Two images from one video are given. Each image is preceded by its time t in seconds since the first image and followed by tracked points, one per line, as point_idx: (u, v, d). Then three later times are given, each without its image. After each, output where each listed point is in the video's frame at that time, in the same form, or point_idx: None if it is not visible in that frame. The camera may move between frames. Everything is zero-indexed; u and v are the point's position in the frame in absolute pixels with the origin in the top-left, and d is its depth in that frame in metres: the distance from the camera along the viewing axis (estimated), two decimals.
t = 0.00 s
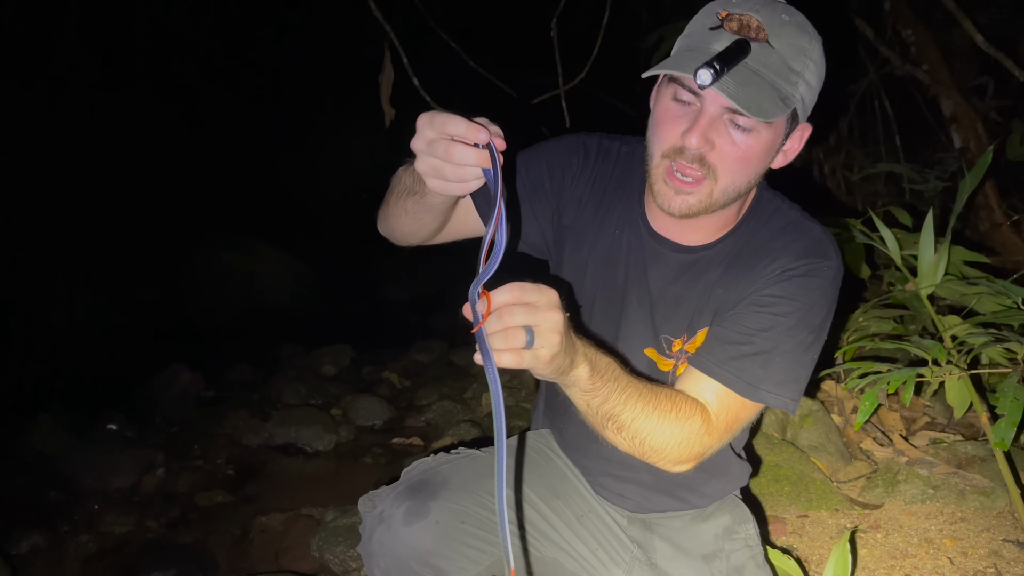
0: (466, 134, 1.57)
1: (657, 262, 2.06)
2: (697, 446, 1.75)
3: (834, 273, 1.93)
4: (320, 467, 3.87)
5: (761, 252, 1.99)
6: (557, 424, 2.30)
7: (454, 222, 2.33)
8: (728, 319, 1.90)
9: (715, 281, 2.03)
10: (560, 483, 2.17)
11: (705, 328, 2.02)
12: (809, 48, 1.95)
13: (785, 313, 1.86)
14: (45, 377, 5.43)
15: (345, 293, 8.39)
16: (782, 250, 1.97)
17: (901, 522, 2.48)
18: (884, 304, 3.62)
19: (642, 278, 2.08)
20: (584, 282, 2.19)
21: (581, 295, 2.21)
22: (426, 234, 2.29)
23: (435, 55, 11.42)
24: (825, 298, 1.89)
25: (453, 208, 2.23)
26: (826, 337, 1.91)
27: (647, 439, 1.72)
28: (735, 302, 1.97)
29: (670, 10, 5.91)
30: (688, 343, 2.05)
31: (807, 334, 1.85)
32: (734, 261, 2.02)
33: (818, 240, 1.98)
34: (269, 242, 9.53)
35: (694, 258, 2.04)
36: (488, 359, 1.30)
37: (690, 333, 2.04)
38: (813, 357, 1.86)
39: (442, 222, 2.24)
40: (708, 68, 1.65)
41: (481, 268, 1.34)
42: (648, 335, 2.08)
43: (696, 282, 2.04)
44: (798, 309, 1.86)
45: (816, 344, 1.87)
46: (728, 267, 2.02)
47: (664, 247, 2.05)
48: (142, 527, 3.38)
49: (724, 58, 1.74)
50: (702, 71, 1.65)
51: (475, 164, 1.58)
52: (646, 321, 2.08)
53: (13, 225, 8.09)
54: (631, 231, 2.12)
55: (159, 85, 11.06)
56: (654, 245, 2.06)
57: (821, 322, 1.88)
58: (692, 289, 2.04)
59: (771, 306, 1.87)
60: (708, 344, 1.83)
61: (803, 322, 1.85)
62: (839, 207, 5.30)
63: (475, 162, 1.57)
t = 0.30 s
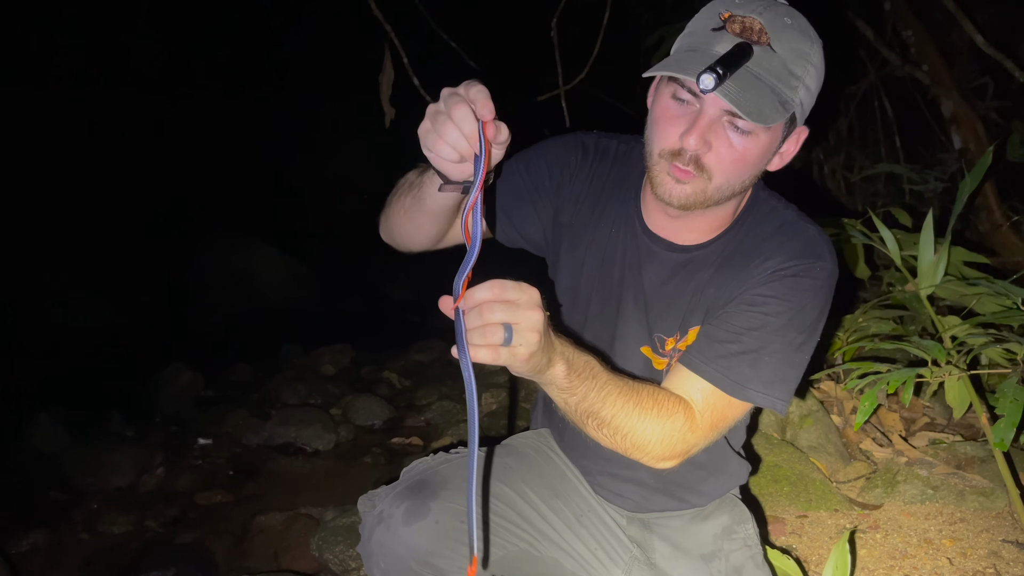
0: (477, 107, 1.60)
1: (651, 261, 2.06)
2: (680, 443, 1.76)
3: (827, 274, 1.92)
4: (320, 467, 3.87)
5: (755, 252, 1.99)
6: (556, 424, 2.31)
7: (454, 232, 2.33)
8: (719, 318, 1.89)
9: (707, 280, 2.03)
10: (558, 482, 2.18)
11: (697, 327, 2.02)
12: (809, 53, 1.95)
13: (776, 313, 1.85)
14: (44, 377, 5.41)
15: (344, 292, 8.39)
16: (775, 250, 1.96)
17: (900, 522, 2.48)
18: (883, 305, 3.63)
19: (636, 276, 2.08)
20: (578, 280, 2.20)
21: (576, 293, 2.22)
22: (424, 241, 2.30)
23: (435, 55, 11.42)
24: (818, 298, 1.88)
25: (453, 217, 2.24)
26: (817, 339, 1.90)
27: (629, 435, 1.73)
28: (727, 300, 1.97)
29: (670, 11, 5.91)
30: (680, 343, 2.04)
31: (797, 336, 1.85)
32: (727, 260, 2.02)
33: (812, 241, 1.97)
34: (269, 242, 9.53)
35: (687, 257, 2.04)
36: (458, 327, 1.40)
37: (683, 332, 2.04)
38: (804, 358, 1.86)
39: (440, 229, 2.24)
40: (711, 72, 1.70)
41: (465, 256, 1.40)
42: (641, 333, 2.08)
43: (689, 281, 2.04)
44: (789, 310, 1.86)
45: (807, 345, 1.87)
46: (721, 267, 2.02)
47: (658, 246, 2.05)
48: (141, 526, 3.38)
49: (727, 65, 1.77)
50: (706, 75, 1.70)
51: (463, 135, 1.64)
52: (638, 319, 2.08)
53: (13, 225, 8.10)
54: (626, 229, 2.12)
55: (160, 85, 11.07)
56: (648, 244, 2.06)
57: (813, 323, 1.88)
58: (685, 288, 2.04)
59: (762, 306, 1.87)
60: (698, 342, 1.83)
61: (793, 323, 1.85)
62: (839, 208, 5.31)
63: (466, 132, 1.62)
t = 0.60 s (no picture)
0: (450, 100, 1.66)
1: (651, 260, 2.07)
2: (676, 440, 1.76)
3: (827, 274, 1.91)
4: (321, 466, 3.87)
5: (754, 252, 1.98)
6: (557, 424, 2.31)
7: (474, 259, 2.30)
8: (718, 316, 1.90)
9: (706, 280, 2.03)
10: (560, 482, 2.18)
11: (696, 326, 2.02)
12: (811, 53, 1.95)
13: (774, 312, 1.85)
14: (45, 376, 5.41)
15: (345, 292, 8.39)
16: (775, 249, 1.96)
17: (900, 522, 2.48)
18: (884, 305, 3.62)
19: (636, 275, 2.08)
20: (580, 281, 2.19)
21: (578, 295, 2.21)
22: (444, 272, 2.25)
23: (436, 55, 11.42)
24: (817, 298, 1.88)
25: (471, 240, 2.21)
26: (816, 339, 1.90)
27: (624, 432, 1.74)
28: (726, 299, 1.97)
29: (671, 10, 5.91)
30: (679, 342, 2.05)
31: (795, 335, 1.85)
32: (727, 259, 2.02)
33: (812, 241, 1.96)
34: (269, 241, 9.53)
35: (687, 257, 2.04)
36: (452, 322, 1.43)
37: (682, 331, 2.04)
38: (801, 358, 1.86)
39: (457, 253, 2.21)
40: (712, 68, 1.71)
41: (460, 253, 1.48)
42: (641, 331, 2.09)
43: (688, 280, 2.04)
44: (787, 309, 1.85)
45: (805, 345, 1.87)
46: (721, 266, 2.02)
47: (658, 246, 2.05)
48: (142, 526, 3.38)
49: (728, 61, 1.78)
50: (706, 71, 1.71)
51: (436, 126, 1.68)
52: (638, 318, 2.08)
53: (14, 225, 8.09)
54: (627, 229, 2.12)
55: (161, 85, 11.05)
56: (648, 243, 2.07)
57: (812, 323, 1.87)
58: (685, 288, 2.04)
59: (760, 305, 1.86)
60: (696, 340, 1.83)
61: (791, 322, 1.85)
62: (839, 208, 5.30)
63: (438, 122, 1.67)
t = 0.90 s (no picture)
0: (454, 106, 1.63)
1: (654, 259, 2.07)
2: (674, 435, 1.77)
3: (827, 272, 1.91)
4: (322, 464, 3.88)
5: (755, 249, 1.98)
6: (560, 421, 2.30)
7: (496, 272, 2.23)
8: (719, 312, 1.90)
9: (708, 277, 2.03)
10: (561, 480, 2.17)
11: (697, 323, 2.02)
12: (820, 57, 1.96)
13: (774, 309, 1.85)
14: (47, 373, 5.43)
15: (346, 290, 8.40)
16: (776, 247, 1.96)
17: (901, 521, 2.49)
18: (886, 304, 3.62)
19: (638, 273, 2.09)
20: (584, 281, 2.19)
21: (581, 295, 2.21)
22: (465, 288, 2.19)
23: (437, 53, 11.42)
24: (818, 295, 1.88)
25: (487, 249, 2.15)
26: (817, 336, 1.90)
27: (622, 428, 1.75)
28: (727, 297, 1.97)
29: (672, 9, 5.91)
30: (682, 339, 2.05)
31: (795, 331, 1.84)
32: (729, 256, 2.02)
33: (813, 239, 1.96)
34: (270, 240, 9.53)
35: (689, 256, 2.04)
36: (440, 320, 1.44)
37: (684, 329, 2.04)
38: (802, 354, 1.86)
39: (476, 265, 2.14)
40: (730, 84, 1.82)
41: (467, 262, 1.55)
42: (644, 329, 2.09)
43: (690, 278, 2.05)
44: (788, 306, 1.85)
45: (806, 342, 1.86)
46: (722, 263, 2.02)
47: (661, 245, 2.05)
48: (143, 523, 3.39)
49: (744, 72, 1.85)
50: (724, 86, 1.82)
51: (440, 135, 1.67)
52: (641, 317, 2.09)
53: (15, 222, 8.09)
54: (630, 228, 2.13)
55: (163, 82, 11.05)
56: (651, 242, 2.07)
57: (812, 320, 1.87)
58: (687, 287, 2.05)
59: (760, 301, 1.86)
60: (696, 336, 1.82)
61: (792, 319, 1.85)
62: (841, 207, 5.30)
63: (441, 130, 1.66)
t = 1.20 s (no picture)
0: (462, 123, 1.62)
1: (659, 258, 2.07)
2: (677, 432, 1.78)
3: (833, 271, 1.91)
4: (324, 460, 3.88)
5: (760, 247, 1.98)
6: (562, 418, 2.30)
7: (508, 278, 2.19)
8: (724, 309, 1.90)
9: (713, 275, 2.03)
10: (564, 476, 2.17)
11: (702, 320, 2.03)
12: (840, 65, 1.95)
13: (779, 307, 1.85)
14: (50, 368, 5.44)
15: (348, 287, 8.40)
16: (781, 245, 1.96)
17: (903, 519, 2.49)
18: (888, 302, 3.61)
19: (644, 271, 2.08)
20: (588, 279, 2.19)
21: (585, 293, 2.21)
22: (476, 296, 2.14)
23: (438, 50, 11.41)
24: (822, 293, 1.88)
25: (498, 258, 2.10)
26: (821, 333, 1.90)
27: (626, 428, 1.76)
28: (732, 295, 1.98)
29: (674, 6, 5.90)
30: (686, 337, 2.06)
31: (799, 329, 1.84)
32: (733, 254, 2.02)
33: (818, 236, 1.96)
34: (272, 236, 9.53)
35: (695, 254, 2.04)
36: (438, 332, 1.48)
37: (688, 326, 2.05)
38: (806, 352, 1.86)
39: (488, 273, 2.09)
40: (760, 103, 1.79)
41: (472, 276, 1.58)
42: (648, 327, 2.09)
43: (696, 276, 2.05)
44: (793, 304, 1.86)
45: (810, 339, 1.86)
46: (726, 261, 2.02)
47: (666, 244, 2.05)
48: (145, 519, 3.40)
49: (773, 88, 1.82)
50: (755, 106, 1.79)
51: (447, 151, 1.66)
52: (646, 314, 2.09)
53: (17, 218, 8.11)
54: (635, 226, 2.12)
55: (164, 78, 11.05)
56: (657, 240, 2.07)
57: (816, 318, 1.87)
58: (692, 285, 2.05)
59: (765, 300, 1.87)
60: (700, 333, 1.82)
61: (797, 317, 1.85)
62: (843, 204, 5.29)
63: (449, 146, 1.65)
